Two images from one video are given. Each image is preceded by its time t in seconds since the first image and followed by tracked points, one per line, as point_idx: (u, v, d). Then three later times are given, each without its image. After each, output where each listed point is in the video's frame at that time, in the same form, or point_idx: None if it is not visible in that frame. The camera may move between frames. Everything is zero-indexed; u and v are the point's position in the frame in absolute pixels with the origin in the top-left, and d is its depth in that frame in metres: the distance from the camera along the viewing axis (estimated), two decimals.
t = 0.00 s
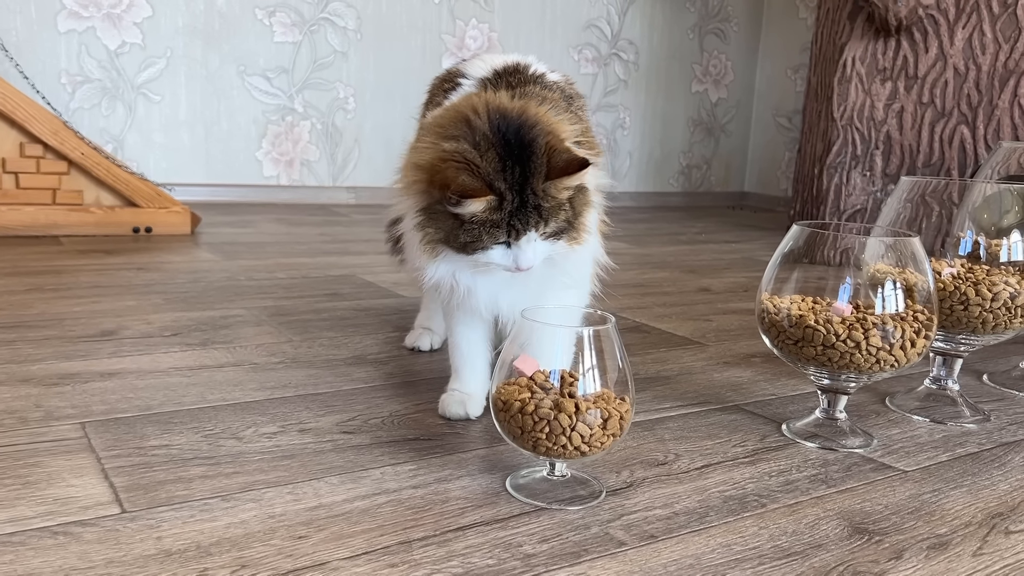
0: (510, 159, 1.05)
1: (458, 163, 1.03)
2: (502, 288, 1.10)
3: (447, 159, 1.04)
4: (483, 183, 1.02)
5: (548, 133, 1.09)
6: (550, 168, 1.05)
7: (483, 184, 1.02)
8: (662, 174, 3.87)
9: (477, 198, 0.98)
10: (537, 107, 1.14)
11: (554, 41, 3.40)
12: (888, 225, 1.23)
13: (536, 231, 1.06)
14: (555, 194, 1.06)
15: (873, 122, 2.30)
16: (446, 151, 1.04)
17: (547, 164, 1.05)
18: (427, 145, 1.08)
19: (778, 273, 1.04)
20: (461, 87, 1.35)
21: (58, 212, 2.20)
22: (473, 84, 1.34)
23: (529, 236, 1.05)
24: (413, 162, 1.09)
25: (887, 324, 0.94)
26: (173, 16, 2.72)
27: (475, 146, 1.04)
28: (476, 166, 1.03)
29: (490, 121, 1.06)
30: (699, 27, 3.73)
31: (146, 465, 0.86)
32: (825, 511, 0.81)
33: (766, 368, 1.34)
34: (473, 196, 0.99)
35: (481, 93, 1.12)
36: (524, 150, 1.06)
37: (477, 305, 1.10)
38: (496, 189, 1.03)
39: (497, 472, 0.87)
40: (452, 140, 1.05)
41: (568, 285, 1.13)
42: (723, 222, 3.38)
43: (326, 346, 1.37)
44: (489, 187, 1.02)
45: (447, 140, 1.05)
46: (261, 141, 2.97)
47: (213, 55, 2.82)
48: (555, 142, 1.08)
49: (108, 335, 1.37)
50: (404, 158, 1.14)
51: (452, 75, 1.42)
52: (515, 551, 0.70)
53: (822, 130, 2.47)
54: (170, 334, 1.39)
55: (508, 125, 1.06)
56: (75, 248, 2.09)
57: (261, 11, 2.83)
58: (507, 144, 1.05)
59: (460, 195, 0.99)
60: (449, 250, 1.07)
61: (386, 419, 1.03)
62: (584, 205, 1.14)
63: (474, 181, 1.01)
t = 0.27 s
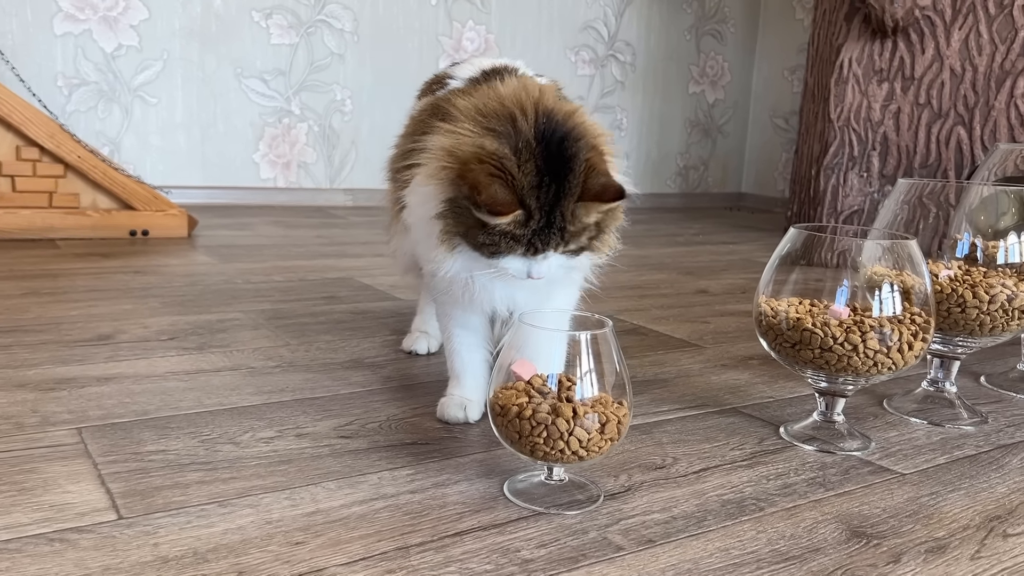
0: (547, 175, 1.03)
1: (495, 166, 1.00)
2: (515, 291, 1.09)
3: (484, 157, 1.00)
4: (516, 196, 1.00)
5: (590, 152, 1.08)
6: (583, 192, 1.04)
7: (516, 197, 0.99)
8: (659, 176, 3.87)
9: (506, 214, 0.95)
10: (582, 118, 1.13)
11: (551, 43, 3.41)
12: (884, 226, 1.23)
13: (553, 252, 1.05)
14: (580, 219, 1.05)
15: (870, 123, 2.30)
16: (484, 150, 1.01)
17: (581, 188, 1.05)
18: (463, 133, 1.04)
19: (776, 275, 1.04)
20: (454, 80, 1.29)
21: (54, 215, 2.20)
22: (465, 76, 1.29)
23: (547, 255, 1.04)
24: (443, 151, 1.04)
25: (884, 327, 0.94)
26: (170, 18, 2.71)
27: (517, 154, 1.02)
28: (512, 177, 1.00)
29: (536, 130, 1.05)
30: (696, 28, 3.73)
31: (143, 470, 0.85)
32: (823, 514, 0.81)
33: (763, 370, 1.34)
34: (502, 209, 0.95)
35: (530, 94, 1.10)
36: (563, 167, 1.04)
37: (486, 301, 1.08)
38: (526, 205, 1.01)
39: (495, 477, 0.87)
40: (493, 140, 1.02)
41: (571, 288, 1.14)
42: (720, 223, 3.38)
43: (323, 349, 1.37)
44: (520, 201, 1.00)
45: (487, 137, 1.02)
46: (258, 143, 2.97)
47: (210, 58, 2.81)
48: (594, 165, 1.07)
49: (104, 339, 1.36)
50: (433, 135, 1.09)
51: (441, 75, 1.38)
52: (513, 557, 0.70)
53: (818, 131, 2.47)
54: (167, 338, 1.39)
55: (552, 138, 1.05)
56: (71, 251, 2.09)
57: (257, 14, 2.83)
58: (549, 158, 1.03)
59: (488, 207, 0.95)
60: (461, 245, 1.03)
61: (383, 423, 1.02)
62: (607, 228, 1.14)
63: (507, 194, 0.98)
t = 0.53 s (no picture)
0: (508, 200, 1.01)
1: (454, 189, 0.99)
2: (502, 293, 1.08)
3: (444, 179, 0.99)
4: (474, 220, 0.99)
5: (558, 171, 1.03)
6: (544, 217, 1.02)
7: (474, 223, 0.98)
8: (656, 176, 3.87)
9: (463, 239, 0.97)
10: (561, 126, 1.06)
11: (548, 44, 3.41)
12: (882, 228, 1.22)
13: (519, 271, 1.03)
14: (543, 242, 1.02)
15: (867, 124, 2.30)
16: (447, 169, 1.00)
17: (543, 212, 1.02)
18: (430, 147, 1.03)
19: (774, 277, 1.04)
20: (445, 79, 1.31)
21: (50, 218, 2.19)
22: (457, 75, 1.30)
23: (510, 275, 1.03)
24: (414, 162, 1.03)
25: (883, 329, 0.94)
26: (166, 20, 2.71)
27: (478, 177, 1.00)
28: (472, 201, 0.99)
29: (501, 150, 1.01)
30: (693, 29, 3.73)
31: (139, 475, 0.85)
32: (822, 517, 0.80)
33: (761, 372, 1.34)
34: (462, 236, 0.97)
35: (506, 102, 1.04)
36: (525, 190, 1.01)
37: (473, 302, 1.08)
38: (487, 229, 1.00)
39: (493, 481, 0.86)
40: (456, 159, 1.00)
41: (564, 290, 1.12)
42: (717, 224, 3.38)
43: (320, 352, 1.37)
44: (478, 226, 0.99)
45: (452, 153, 1.01)
46: (255, 145, 2.96)
47: (206, 60, 2.81)
48: (561, 186, 1.02)
49: (101, 342, 1.36)
50: (412, 140, 1.09)
51: (436, 74, 1.38)
52: (511, 561, 0.70)
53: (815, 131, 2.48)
54: (164, 341, 1.38)
55: (517, 159, 1.01)
56: (67, 254, 2.08)
57: (254, 15, 2.83)
58: (511, 181, 1.00)
59: (447, 234, 0.97)
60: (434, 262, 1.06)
61: (380, 427, 1.02)
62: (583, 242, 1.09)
63: (466, 221, 0.98)
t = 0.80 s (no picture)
0: (472, 203, 1.00)
1: (417, 192, 1.00)
2: (483, 298, 1.08)
3: (407, 183, 1.01)
4: (438, 223, 0.99)
5: (522, 173, 1.00)
6: (508, 218, 0.99)
7: (436, 225, 0.99)
8: (653, 177, 3.87)
9: (424, 240, 0.98)
10: (526, 127, 1.03)
11: (544, 44, 3.40)
12: (878, 228, 1.23)
13: (489, 275, 1.01)
14: (511, 245, 1.00)
15: (862, 124, 2.30)
16: (409, 174, 1.01)
17: (507, 213, 0.99)
18: (398, 152, 1.05)
19: (772, 277, 1.04)
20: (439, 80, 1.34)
21: (46, 220, 2.19)
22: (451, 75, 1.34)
23: (481, 279, 1.01)
24: (384, 168, 1.06)
25: (880, 329, 0.94)
26: (162, 22, 2.70)
27: (440, 180, 1.00)
28: (435, 203, 1.00)
29: (463, 152, 1.00)
30: (689, 29, 3.74)
31: (136, 477, 0.85)
32: (819, 516, 0.81)
33: (759, 372, 1.34)
34: (422, 236, 0.99)
35: (471, 104, 1.03)
36: (488, 192, 1.00)
37: (460, 305, 1.08)
38: (450, 231, 1.00)
39: (490, 482, 0.86)
40: (418, 163, 1.01)
41: (548, 293, 1.10)
42: (714, 224, 3.39)
43: (317, 353, 1.36)
44: (441, 228, 0.99)
45: (414, 158, 1.02)
46: (251, 146, 2.96)
47: (202, 61, 2.80)
48: (525, 188, 1.00)
49: (97, 344, 1.36)
50: (388, 144, 1.11)
51: (430, 74, 1.41)
52: (509, 562, 0.70)
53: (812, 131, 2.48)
54: (161, 343, 1.38)
55: (479, 161, 1.00)
56: (63, 256, 2.07)
57: (250, 16, 2.82)
58: (472, 184, 1.00)
59: (410, 235, 0.99)
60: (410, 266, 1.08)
61: (377, 428, 1.02)
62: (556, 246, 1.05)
63: (428, 222, 0.99)
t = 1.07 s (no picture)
0: (449, 241, 1.02)
1: (396, 243, 1.03)
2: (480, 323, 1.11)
3: (385, 235, 1.04)
4: (422, 267, 1.02)
5: (495, 200, 1.00)
6: (486, 248, 1.00)
7: (420, 270, 1.02)
8: (649, 176, 3.87)
9: (410, 287, 1.01)
10: (493, 152, 1.02)
11: (541, 44, 3.41)
12: (875, 227, 1.24)
13: (483, 305, 1.04)
14: (495, 274, 1.01)
15: (859, 123, 2.31)
16: (385, 226, 1.04)
17: (485, 244, 1.00)
18: (373, 202, 1.07)
19: (769, 275, 1.04)
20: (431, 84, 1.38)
21: (42, 221, 2.18)
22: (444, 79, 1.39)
23: (476, 311, 1.04)
24: (364, 218, 1.09)
25: (876, 327, 0.94)
26: (157, 22, 2.70)
27: (415, 227, 1.02)
28: (415, 249, 1.02)
29: (430, 195, 1.01)
30: (685, 29, 3.74)
31: (133, 478, 0.85)
32: (816, 515, 0.81)
33: (755, 371, 1.35)
34: (409, 284, 1.02)
35: (435, 141, 1.03)
36: (462, 228, 1.00)
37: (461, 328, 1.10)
38: (435, 272, 1.02)
39: (488, 481, 0.86)
40: (392, 213, 1.03)
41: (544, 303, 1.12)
42: (710, 223, 3.39)
43: (313, 354, 1.36)
44: (426, 271, 1.02)
45: (388, 209, 1.04)
46: (247, 146, 2.95)
47: (198, 61, 2.80)
48: (497, 217, 1.00)
49: (93, 345, 1.35)
50: (368, 190, 1.13)
51: (426, 75, 1.46)
52: (506, 561, 0.70)
53: (808, 131, 2.49)
54: (157, 344, 1.38)
55: (449, 200, 1.00)
56: (59, 257, 2.07)
57: (246, 17, 2.82)
58: (446, 224, 1.01)
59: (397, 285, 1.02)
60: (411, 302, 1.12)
61: (374, 429, 1.02)
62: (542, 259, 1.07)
63: (411, 269, 1.02)
